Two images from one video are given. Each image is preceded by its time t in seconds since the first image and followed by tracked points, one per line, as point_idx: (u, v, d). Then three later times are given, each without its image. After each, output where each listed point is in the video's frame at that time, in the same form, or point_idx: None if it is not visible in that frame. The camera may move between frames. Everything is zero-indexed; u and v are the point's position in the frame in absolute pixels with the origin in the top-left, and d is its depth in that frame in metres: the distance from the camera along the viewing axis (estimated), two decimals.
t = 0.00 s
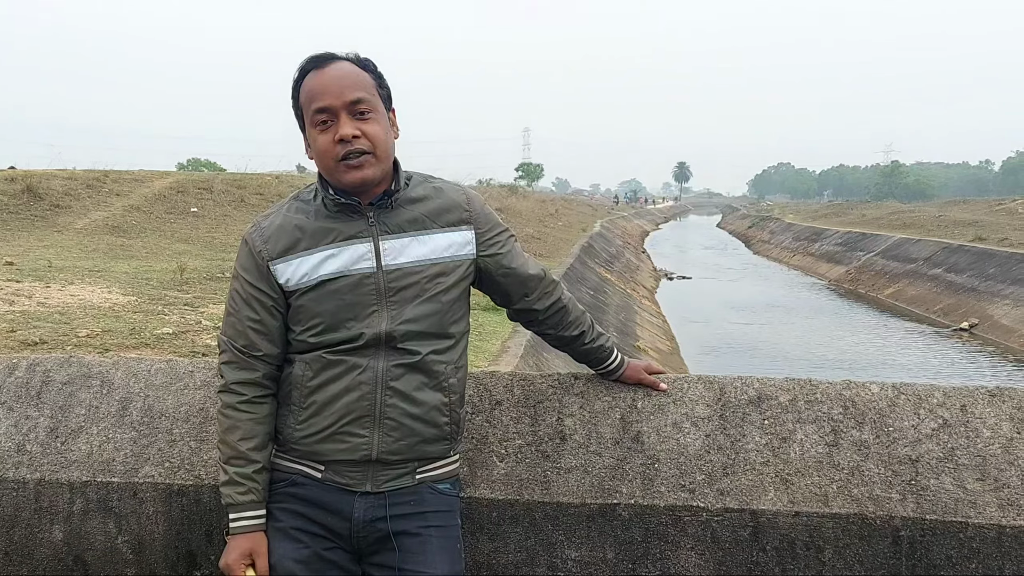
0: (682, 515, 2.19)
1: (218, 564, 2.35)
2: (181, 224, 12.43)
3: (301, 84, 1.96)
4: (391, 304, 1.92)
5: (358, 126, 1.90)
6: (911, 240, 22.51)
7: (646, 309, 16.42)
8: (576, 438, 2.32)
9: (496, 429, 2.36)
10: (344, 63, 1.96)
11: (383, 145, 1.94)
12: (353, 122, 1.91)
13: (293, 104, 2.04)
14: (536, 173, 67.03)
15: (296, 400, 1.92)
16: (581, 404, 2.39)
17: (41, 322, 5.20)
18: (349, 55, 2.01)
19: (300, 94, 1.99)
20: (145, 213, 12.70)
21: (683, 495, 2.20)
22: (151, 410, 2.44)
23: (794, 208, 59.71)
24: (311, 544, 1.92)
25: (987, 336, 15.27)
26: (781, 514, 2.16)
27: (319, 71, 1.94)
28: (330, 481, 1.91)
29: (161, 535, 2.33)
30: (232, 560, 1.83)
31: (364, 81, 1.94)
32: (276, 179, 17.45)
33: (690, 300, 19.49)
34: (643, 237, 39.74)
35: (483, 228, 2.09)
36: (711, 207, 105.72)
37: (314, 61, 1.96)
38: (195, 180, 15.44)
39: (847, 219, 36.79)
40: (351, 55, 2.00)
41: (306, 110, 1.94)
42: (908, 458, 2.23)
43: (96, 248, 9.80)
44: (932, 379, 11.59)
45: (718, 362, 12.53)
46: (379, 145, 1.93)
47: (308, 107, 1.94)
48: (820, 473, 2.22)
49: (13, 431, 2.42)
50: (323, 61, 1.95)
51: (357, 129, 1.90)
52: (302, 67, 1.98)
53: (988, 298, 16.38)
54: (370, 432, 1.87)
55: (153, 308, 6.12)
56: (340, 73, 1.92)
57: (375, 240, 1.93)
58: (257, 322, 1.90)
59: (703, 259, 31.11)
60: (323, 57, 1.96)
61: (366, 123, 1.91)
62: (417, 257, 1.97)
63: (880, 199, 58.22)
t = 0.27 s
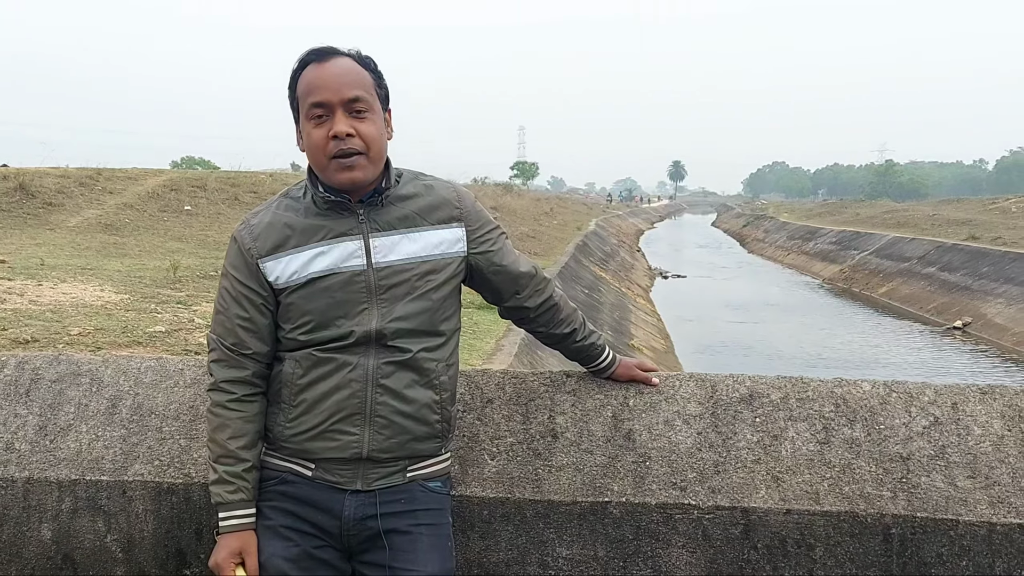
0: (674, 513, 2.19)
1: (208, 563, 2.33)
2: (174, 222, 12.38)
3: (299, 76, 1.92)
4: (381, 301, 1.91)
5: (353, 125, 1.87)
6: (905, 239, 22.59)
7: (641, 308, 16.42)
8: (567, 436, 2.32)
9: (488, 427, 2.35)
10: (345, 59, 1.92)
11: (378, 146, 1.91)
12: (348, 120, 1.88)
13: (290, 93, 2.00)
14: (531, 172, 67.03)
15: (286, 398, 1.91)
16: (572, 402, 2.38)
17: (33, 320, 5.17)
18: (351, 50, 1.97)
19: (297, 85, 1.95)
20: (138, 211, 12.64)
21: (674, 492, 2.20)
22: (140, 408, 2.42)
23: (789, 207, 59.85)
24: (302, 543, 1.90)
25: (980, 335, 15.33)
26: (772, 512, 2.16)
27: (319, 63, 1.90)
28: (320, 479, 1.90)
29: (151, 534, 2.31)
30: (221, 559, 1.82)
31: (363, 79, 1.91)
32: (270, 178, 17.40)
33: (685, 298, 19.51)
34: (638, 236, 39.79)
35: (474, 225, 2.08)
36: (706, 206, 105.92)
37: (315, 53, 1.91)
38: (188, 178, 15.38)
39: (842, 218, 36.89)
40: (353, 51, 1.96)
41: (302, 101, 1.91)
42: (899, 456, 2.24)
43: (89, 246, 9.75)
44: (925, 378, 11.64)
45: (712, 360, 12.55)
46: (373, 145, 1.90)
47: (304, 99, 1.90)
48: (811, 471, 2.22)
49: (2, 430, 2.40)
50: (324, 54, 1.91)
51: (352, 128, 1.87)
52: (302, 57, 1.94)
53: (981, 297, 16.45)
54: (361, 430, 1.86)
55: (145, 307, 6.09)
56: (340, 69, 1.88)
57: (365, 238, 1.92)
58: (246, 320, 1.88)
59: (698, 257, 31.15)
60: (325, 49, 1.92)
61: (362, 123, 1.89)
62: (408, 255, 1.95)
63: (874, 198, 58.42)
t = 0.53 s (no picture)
0: (668, 510, 2.19)
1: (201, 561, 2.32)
2: (170, 220, 12.35)
3: (308, 66, 1.90)
4: (374, 299, 1.91)
5: (354, 126, 1.87)
6: (901, 237, 22.63)
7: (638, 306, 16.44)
8: (561, 434, 2.31)
9: (481, 426, 2.35)
10: (357, 59, 1.90)
11: (375, 149, 1.91)
12: (351, 121, 1.87)
13: (294, 79, 1.98)
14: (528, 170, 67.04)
15: (278, 396, 1.90)
16: (566, 400, 2.38)
17: (28, 319, 5.16)
18: (364, 50, 1.95)
19: (305, 74, 1.93)
20: (133, 209, 12.61)
21: (668, 490, 2.20)
22: (133, 406, 2.41)
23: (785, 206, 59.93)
24: (295, 540, 1.90)
25: (975, 333, 15.37)
26: (766, 509, 2.16)
27: (329, 59, 1.88)
28: (313, 477, 1.90)
29: (144, 532, 2.30)
30: (215, 556, 1.82)
31: (372, 83, 1.89)
32: (266, 176, 17.37)
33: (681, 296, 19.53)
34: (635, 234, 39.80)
35: (467, 223, 2.08)
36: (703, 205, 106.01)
37: (328, 47, 1.89)
38: (184, 176, 15.35)
39: (838, 217, 36.96)
40: (366, 52, 1.94)
41: (306, 93, 1.89)
42: (892, 453, 2.24)
43: (84, 245, 9.72)
44: (920, 376, 11.68)
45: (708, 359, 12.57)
46: (370, 148, 1.90)
47: (309, 91, 1.88)
48: (805, 468, 2.22)
49: None
50: (336, 51, 1.89)
51: (352, 130, 1.87)
52: (314, 49, 1.91)
53: (976, 295, 16.49)
54: (354, 427, 1.86)
55: (140, 305, 6.08)
56: (350, 69, 1.87)
57: (358, 236, 1.92)
58: (238, 318, 1.88)
59: (695, 255, 31.18)
60: (338, 46, 1.90)
61: (363, 126, 1.88)
62: (400, 252, 1.95)
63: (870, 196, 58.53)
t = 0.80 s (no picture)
0: (664, 508, 2.19)
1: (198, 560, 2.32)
2: (168, 219, 12.34)
3: (318, 59, 1.90)
4: (370, 297, 1.91)
5: (359, 124, 1.87)
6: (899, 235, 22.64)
7: (636, 305, 16.45)
8: (558, 432, 2.32)
9: (478, 424, 2.34)
10: (368, 61, 1.91)
11: (376, 150, 1.91)
12: (356, 118, 1.87)
13: (303, 71, 1.97)
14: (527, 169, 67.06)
15: (274, 393, 1.90)
16: (563, 398, 2.38)
17: (26, 317, 5.16)
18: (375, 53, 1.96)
19: (314, 67, 1.92)
20: (132, 208, 12.60)
21: (664, 488, 2.20)
22: (130, 404, 2.41)
23: (784, 204, 59.96)
24: (292, 539, 1.90)
25: (973, 332, 15.39)
26: (762, 507, 2.16)
27: (341, 57, 1.88)
28: (310, 475, 1.90)
29: (141, 531, 2.30)
30: (211, 553, 1.81)
31: (380, 85, 1.90)
32: (264, 174, 17.35)
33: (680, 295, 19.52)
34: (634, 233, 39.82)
35: (463, 221, 2.08)
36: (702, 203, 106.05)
37: (342, 44, 1.90)
38: (183, 175, 15.33)
39: (836, 215, 36.99)
40: (377, 55, 1.96)
41: (313, 87, 1.89)
42: (889, 451, 2.24)
43: (83, 243, 9.71)
44: (918, 374, 11.69)
45: (707, 357, 12.58)
46: (371, 148, 1.90)
47: (316, 85, 1.88)
48: (801, 467, 2.22)
49: None
50: (349, 49, 1.90)
51: (356, 127, 1.87)
52: (327, 46, 1.92)
53: (974, 294, 16.51)
54: (350, 425, 1.86)
55: (139, 304, 6.08)
56: (361, 68, 1.87)
57: (354, 234, 1.91)
58: (234, 315, 1.87)
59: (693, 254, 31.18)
60: (351, 45, 1.91)
61: (367, 125, 1.88)
62: (396, 250, 1.95)
63: (869, 195, 58.57)
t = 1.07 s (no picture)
0: (663, 507, 2.19)
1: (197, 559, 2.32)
2: (168, 218, 12.34)
3: (323, 56, 1.92)
4: (369, 293, 1.91)
5: (362, 118, 1.88)
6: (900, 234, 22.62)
7: (636, 304, 16.45)
8: (556, 431, 2.31)
9: (477, 422, 2.34)
10: (373, 58, 1.93)
11: (379, 145, 1.92)
12: (360, 111, 1.88)
13: (307, 69, 1.99)
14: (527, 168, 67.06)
15: (274, 392, 1.90)
16: (562, 397, 2.38)
17: (26, 316, 5.16)
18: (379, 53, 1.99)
19: (319, 63, 1.94)
20: (132, 207, 12.60)
21: (663, 487, 2.20)
22: (129, 403, 2.41)
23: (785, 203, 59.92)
24: (291, 538, 1.89)
25: (974, 331, 15.38)
26: (760, 506, 2.16)
27: (347, 53, 1.90)
28: (309, 474, 1.90)
29: (140, 530, 2.30)
30: (212, 548, 1.81)
31: (384, 80, 1.92)
32: (265, 173, 17.35)
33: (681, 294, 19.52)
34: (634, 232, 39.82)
35: (461, 219, 2.08)
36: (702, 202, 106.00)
37: (347, 41, 1.92)
38: (183, 174, 15.33)
39: (837, 214, 36.98)
40: (382, 55, 1.98)
41: (318, 82, 1.90)
42: (888, 450, 2.24)
43: (83, 242, 9.71)
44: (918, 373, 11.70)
45: (708, 356, 12.57)
46: (375, 142, 1.90)
47: (321, 80, 1.90)
48: (801, 465, 2.22)
49: None
50: (354, 46, 1.93)
51: (360, 120, 1.87)
52: (333, 43, 1.94)
53: (975, 292, 16.51)
54: (349, 424, 1.85)
55: (139, 303, 6.08)
56: (366, 64, 1.89)
57: (353, 230, 1.92)
58: (232, 312, 1.87)
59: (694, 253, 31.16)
60: (357, 43, 1.93)
61: (371, 119, 1.89)
62: (395, 247, 1.95)
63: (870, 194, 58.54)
